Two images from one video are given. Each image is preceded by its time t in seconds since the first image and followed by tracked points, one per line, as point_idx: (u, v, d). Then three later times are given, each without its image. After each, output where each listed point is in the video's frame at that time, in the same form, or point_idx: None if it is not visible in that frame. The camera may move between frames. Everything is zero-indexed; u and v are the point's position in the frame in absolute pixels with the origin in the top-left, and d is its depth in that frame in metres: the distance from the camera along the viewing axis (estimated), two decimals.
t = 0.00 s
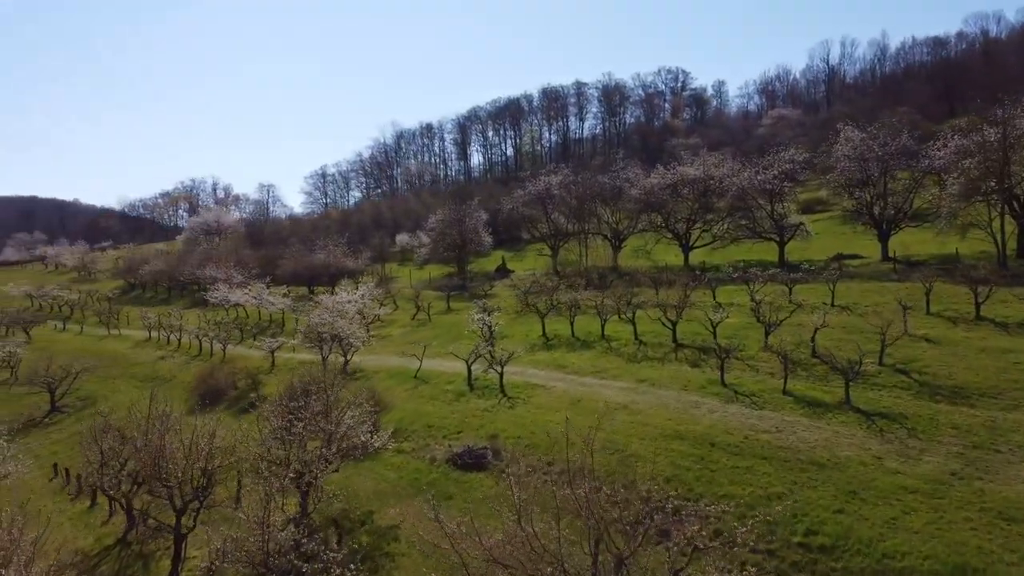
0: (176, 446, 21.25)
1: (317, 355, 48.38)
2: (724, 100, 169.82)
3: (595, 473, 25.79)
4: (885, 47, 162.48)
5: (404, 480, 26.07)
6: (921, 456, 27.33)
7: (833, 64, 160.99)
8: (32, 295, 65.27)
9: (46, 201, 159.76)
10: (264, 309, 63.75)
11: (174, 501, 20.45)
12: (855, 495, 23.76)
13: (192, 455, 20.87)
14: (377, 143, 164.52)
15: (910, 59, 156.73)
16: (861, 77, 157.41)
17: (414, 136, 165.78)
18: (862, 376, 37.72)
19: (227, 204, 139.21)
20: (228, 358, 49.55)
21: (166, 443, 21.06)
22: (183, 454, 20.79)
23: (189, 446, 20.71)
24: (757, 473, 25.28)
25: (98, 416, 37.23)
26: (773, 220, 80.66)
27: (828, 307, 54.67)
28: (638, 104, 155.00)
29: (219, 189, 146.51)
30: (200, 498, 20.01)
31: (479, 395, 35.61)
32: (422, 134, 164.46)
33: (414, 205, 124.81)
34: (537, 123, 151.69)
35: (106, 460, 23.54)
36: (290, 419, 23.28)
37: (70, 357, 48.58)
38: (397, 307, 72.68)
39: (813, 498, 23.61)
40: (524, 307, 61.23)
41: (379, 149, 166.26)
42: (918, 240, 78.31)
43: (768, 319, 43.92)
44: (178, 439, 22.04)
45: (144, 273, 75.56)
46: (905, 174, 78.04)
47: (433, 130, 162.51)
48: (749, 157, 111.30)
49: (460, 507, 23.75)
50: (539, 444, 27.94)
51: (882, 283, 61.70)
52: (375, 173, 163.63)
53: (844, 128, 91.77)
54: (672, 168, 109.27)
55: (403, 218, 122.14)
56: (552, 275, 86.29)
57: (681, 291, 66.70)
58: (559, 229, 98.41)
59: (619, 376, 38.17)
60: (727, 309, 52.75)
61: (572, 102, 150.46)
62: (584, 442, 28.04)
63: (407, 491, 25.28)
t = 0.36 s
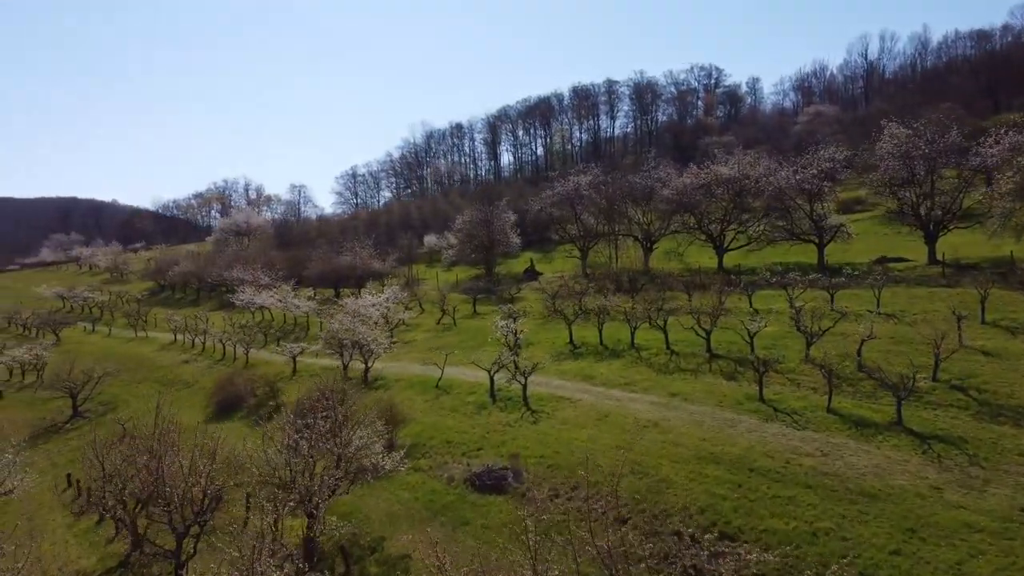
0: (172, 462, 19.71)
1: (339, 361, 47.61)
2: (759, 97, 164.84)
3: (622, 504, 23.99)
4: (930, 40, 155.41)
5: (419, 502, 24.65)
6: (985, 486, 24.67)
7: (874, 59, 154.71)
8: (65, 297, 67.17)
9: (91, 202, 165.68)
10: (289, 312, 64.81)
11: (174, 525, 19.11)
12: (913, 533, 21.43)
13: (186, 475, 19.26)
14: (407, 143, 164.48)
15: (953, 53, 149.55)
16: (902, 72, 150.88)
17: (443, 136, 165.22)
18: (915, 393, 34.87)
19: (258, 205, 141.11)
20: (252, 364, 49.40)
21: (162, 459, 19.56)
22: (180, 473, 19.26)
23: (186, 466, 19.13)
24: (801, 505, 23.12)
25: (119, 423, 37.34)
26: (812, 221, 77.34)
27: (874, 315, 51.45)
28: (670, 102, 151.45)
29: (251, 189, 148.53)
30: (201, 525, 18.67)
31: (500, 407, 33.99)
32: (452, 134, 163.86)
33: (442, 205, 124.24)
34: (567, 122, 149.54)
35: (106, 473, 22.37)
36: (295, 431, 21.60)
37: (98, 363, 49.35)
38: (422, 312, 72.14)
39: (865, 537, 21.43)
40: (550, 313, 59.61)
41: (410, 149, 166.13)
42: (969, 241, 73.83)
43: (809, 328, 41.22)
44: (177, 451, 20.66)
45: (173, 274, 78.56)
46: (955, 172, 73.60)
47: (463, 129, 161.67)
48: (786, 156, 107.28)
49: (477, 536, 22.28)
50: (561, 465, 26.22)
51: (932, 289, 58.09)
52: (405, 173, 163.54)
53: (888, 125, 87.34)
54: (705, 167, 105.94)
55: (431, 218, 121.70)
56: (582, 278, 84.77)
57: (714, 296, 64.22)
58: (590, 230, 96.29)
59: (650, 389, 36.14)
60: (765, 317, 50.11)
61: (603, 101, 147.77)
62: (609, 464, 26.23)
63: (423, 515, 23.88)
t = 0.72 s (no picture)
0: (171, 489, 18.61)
1: (361, 369, 46.80)
2: (795, 94, 159.42)
3: (650, 539, 22.21)
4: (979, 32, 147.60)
5: (433, 531, 23.43)
6: None
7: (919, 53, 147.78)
8: (95, 299, 69.75)
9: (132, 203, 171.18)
10: (314, 317, 66.00)
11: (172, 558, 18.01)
12: None
13: (182, 505, 18.15)
14: (437, 143, 164.02)
15: (1001, 46, 141.80)
16: (949, 66, 143.70)
17: (474, 136, 164.20)
18: (975, 416, 31.76)
19: (290, 206, 142.66)
20: (276, 372, 49.18)
21: (161, 486, 18.54)
22: (178, 503, 18.16)
23: (183, 498, 17.97)
24: (852, 549, 20.95)
25: (139, 431, 37.23)
26: (854, 223, 73.62)
27: (926, 325, 48.02)
28: (704, 100, 147.39)
29: (283, 190, 150.37)
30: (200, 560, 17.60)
31: (523, 423, 32.37)
32: (482, 134, 162.85)
33: (471, 206, 123.41)
34: (598, 121, 146.97)
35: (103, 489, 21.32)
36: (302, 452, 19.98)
37: (124, 369, 49.95)
38: (447, 319, 71.41)
39: None
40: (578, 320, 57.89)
41: (440, 150, 165.68)
42: None
43: (855, 341, 38.38)
44: (177, 474, 19.53)
45: (201, 276, 82.28)
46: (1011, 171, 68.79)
47: (493, 129, 160.37)
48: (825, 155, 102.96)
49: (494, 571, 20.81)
50: (585, 494, 24.49)
51: (986, 297, 54.39)
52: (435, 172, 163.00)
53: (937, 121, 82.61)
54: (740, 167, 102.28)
55: (460, 219, 121.16)
56: (611, 283, 82.94)
57: (749, 304, 61.63)
58: (620, 232, 93.96)
59: (683, 405, 34.07)
60: (806, 328, 47.39)
61: (635, 99, 144.58)
62: (638, 493, 24.36)
63: (438, 547, 22.59)
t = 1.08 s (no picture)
0: (167, 520, 17.45)
1: (381, 379, 45.77)
2: (832, 91, 153.84)
3: None
4: None
5: (448, 565, 22.14)
6: None
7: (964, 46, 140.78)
8: (125, 301, 72.29)
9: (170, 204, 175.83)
10: (339, 321, 66.30)
11: None
12: None
13: (177, 538, 16.89)
14: (467, 144, 163.25)
15: None
16: (997, 59, 136.36)
17: (503, 135, 162.66)
18: None
19: (320, 208, 143.97)
20: (298, 380, 48.73)
21: (157, 519, 17.36)
22: (173, 538, 16.91)
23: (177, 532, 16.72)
24: None
25: (155, 439, 36.84)
26: (898, 226, 69.67)
27: (982, 336, 44.52)
28: (738, 97, 143.04)
29: (314, 192, 151.91)
30: None
31: (546, 441, 30.72)
32: (512, 134, 161.32)
33: (499, 207, 122.31)
34: (629, 120, 144.00)
35: (106, 510, 20.40)
36: (305, 476, 18.35)
37: (149, 375, 50.32)
38: (472, 325, 70.33)
39: None
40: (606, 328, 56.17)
41: (470, 150, 164.59)
42: None
43: (905, 357, 35.54)
44: (176, 503, 18.33)
45: (229, 279, 85.98)
46: None
47: (523, 129, 158.58)
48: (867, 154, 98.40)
49: None
50: (610, 528, 22.75)
51: None
52: (465, 173, 162.10)
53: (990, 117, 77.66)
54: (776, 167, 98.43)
55: (488, 220, 120.43)
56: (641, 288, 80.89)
57: (787, 313, 58.86)
58: (651, 235, 91.43)
59: (716, 425, 32.01)
60: (848, 340, 44.68)
61: (667, 97, 140.92)
62: (669, 528, 22.51)
63: None
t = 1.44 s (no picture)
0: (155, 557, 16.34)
1: (401, 388, 44.59)
2: (869, 87, 147.89)
3: None
4: None
5: None
6: None
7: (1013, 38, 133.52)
8: (154, 303, 74.46)
9: (205, 206, 179.70)
10: (364, 325, 66.07)
11: None
12: None
13: None
14: (497, 144, 161.95)
15: None
16: None
17: (533, 135, 160.62)
18: None
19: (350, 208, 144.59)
20: (319, 387, 47.98)
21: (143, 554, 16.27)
22: None
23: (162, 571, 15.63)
24: None
25: (173, 449, 36.10)
26: (947, 229, 65.67)
27: None
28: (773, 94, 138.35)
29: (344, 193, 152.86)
30: None
31: (571, 462, 28.99)
32: (542, 133, 159.24)
33: (527, 208, 121.00)
34: (661, 119, 140.64)
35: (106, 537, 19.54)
36: (304, 508, 17.03)
37: (172, 380, 50.37)
38: (498, 331, 69.10)
39: None
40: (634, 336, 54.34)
41: (499, 149, 163.08)
42: None
43: (962, 376, 32.65)
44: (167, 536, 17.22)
45: (259, 280, 89.33)
46: None
47: (553, 128, 156.37)
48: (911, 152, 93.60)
49: None
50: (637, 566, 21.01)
51: None
52: (494, 173, 160.88)
53: None
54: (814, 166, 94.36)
55: (516, 222, 119.42)
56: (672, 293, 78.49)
57: (826, 322, 55.90)
58: (682, 237, 88.71)
59: (755, 446, 29.82)
60: (894, 355, 41.87)
61: (700, 95, 136.96)
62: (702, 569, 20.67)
63: None
